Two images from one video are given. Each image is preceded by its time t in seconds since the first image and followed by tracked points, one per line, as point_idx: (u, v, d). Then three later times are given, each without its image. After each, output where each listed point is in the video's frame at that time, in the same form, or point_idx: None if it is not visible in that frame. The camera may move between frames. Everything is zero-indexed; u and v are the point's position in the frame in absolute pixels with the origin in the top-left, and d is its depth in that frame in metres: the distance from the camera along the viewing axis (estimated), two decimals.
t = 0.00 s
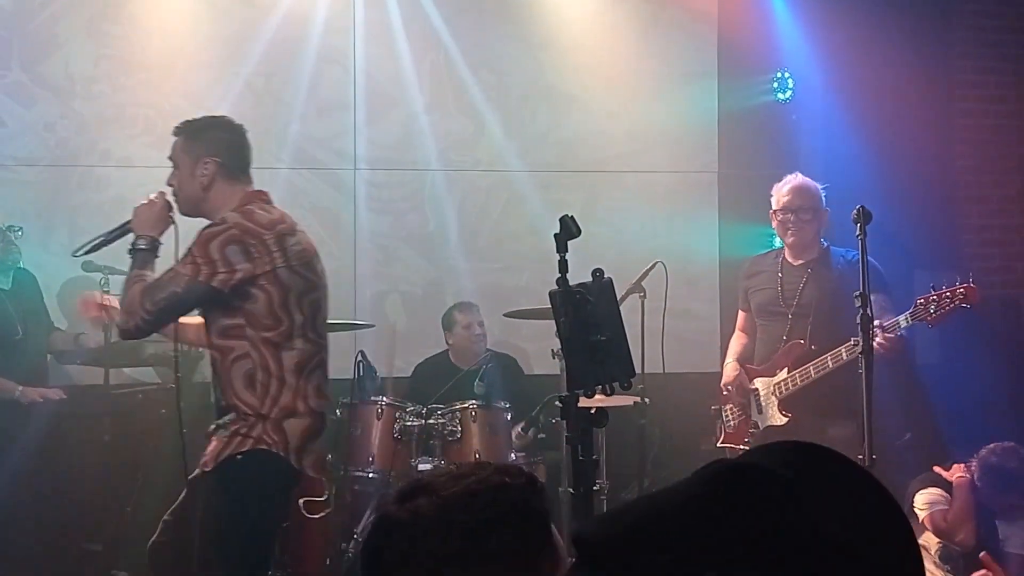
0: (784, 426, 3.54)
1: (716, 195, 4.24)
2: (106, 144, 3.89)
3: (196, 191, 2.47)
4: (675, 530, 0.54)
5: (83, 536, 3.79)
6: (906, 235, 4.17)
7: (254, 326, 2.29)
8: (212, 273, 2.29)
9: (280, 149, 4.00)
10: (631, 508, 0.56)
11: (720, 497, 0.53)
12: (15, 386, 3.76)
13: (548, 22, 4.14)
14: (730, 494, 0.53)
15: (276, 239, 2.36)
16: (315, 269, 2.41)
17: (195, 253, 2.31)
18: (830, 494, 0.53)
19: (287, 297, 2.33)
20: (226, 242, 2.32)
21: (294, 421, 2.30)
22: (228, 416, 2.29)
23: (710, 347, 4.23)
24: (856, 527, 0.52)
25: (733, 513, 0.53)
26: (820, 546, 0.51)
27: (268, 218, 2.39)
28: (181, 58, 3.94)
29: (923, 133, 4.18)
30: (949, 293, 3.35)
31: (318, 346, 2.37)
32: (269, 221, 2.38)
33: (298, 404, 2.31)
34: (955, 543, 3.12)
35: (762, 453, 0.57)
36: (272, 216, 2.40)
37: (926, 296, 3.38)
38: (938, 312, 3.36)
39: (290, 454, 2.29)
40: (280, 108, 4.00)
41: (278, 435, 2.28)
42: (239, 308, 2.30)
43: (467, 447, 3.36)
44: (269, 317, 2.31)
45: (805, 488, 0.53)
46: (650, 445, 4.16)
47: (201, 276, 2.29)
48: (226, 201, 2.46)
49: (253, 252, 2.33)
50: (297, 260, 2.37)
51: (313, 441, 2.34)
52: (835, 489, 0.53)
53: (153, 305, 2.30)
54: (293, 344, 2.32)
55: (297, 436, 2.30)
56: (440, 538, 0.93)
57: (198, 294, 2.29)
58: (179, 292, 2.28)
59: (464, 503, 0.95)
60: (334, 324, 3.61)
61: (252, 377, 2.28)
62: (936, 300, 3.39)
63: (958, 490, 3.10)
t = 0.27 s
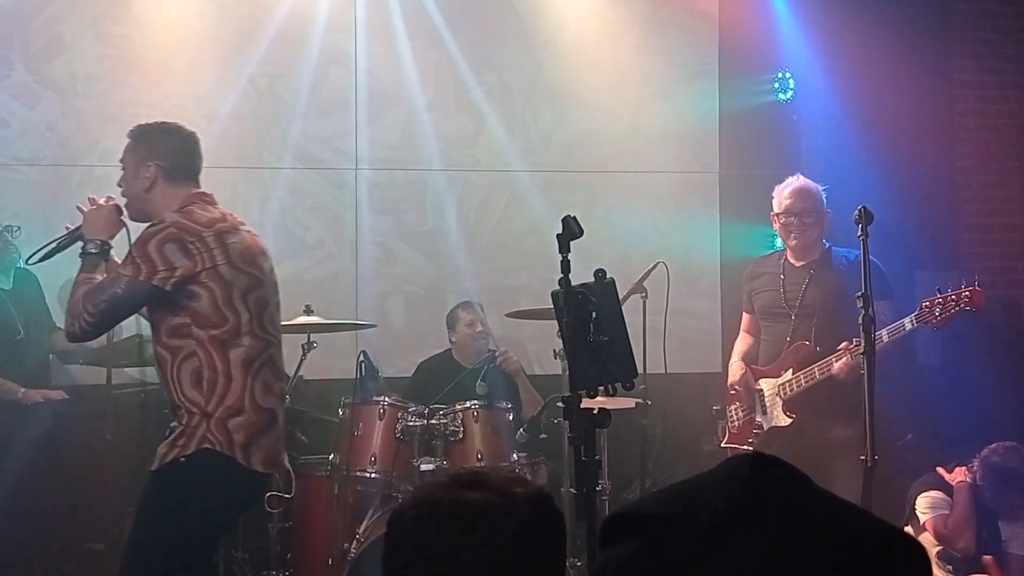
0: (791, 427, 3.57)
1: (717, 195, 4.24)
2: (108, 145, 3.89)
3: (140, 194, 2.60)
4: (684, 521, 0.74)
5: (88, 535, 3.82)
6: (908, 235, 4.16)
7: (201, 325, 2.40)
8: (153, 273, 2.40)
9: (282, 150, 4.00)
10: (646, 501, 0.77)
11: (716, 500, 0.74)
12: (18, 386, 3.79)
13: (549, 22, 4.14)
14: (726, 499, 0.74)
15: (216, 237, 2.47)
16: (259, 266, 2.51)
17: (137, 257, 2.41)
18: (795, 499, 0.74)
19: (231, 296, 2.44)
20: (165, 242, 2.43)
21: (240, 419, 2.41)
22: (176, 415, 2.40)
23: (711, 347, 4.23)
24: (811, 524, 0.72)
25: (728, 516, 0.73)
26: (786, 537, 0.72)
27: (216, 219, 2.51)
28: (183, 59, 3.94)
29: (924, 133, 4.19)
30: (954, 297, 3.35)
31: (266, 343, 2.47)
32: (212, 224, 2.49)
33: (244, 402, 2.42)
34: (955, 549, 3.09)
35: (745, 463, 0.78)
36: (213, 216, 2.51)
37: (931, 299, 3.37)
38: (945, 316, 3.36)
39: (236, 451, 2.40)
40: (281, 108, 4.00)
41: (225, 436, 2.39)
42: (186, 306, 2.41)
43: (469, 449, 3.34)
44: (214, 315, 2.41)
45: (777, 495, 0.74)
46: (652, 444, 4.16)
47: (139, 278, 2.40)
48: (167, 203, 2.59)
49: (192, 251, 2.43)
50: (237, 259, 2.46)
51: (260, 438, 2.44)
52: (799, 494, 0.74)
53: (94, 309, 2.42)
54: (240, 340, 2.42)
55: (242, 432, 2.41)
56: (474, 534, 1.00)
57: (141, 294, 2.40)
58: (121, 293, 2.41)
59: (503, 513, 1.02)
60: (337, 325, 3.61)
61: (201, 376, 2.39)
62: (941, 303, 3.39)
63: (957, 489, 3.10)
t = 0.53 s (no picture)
0: (794, 427, 3.56)
1: (721, 195, 4.23)
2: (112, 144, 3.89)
3: (91, 192, 2.85)
4: (706, 516, 0.80)
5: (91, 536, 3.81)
6: (911, 234, 4.17)
7: (155, 321, 2.59)
8: (101, 271, 2.60)
9: (286, 150, 4.01)
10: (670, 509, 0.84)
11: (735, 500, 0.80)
12: (21, 386, 3.79)
13: (552, 22, 4.15)
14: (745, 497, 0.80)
15: (164, 233, 2.67)
16: (211, 261, 2.71)
17: (87, 256, 2.61)
18: (811, 504, 0.79)
19: (182, 291, 2.63)
20: (113, 239, 2.63)
21: (199, 414, 2.62)
22: (136, 412, 2.61)
23: (714, 348, 4.23)
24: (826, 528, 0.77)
25: (745, 513, 0.79)
26: (808, 542, 0.76)
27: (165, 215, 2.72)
28: (187, 59, 3.95)
29: (927, 132, 4.21)
30: (956, 296, 3.34)
31: (222, 339, 2.66)
32: (161, 222, 2.68)
33: (202, 398, 2.63)
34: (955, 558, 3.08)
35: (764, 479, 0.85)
36: (160, 213, 2.71)
37: (933, 299, 3.37)
38: (946, 315, 3.36)
39: (197, 444, 2.62)
40: (285, 108, 4.00)
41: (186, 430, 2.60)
42: (138, 303, 2.60)
43: (472, 448, 3.33)
44: (165, 311, 2.60)
45: (794, 500, 0.79)
46: (654, 444, 4.17)
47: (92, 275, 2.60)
48: (116, 201, 2.83)
49: (138, 247, 2.63)
50: (187, 255, 2.66)
51: (222, 432, 2.66)
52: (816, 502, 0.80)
53: (48, 306, 2.66)
54: (195, 336, 2.61)
55: (201, 427, 2.62)
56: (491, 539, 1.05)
57: (93, 290, 2.61)
58: (73, 287, 2.64)
59: (512, 519, 1.08)
60: (340, 324, 3.62)
61: (157, 372, 2.58)
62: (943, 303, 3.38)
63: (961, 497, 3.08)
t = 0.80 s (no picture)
0: (801, 428, 3.57)
1: (729, 196, 4.23)
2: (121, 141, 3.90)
3: (71, 186, 2.67)
4: (732, 522, 0.76)
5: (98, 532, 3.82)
6: (921, 237, 4.14)
7: (120, 315, 2.48)
8: (67, 267, 2.48)
9: (294, 148, 4.02)
10: (683, 512, 0.82)
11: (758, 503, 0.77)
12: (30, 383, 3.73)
13: (561, 21, 4.15)
14: (771, 501, 0.76)
15: (129, 227, 2.53)
16: (181, 255, 2.58)
17: (53, 252, 2.49)
18: (840, 508, 0.76)
19: (146, 286, 2.51)
20: (76, 234, 2.50)
21: (168, 408, 2.51)
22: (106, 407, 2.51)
23: (721, 348, 4.23)
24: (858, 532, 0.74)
25: (772, 517, 0.75)
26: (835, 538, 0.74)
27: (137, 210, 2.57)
28: (196, 58, 3.95)
29: (937, 134, 4.16)
30: (966, 301, 3.34)
31: (190, 332, 2.55)
32: (128, 217, 2.54)
33: (169, 392, 2.51)
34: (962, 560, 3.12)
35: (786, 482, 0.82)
36: (127, 206, 2.57)
37: (943, 303, 3.36)
38: (956, 320, 3.35)
39: (167, 440, 2.50)
40: (294, 107, 4.01)
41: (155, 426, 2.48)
42: (103, 297, 2.50)
43: (480, 447, 3.35)
44: (130, 305, 2.49)
45: (822, 504, 0.76)
46: (661, 445, 4.17)
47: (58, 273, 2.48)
48: (92, 193, 2.66)
49: (101, 242, 2.50)
50: (152, 248, 2.53)
51: (193, 426, 2.54)
52: (845, 506, 0.76)
53: (26, 306, 2.52)
54: (160, 330, 2.50)
55: (170, 421, 2.50)
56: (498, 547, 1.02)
57: (61, 287, 2.49)
58: (43, 288, 2.50)
59: (518, 527, 1.05)
60: (348, 323, 3.62)
61: (121, 367, 2.48)
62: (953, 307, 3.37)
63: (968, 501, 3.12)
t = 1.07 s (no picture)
0: (814, 426, 3.56)
1: (743, 192, 4.22)
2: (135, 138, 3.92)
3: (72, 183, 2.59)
4: (738, 520, 0.80)
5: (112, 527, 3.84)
6: (937, 234, 4.09)
7: (116, 311, 2.41)
8: (67, 262, 2.39)
9: (307, 145, 4.02)
10: (693, 510, 0.84)
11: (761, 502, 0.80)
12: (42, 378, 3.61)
13: (574, 18, 4.14)
14: (774, 500, 0.80)
15: (130, 225, 2.45)
16: (179, 255, 2.52)
17: (54, 246, 2.41)
18: (841, 505, 0.80)
19: (145, 283, 2.44)
20: (77, 228, 2.42)
21: (156, 404, 2.43)
22: (92, 399, 2.42)
23: (734, 346, 4.21)
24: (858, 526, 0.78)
25: (776, 517, 0.79)
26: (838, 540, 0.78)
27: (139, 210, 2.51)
28: (210, 55, 3.96)
29: (954, 130, 4.10)
30: (982, 299, 3.31)
31: (183, 331, 2.48)
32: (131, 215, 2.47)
33: (159, 387, 2.43)
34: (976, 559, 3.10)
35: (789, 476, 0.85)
36: (130, 204, 2.50)
37: (959, 301, 3.33)
38: (971, 318, 3.33)
39: (153, 435, 2.41)
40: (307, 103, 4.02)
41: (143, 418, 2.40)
42: (100, 292, 2.42)
43: (491, 444, 3.34)
44: (128, 301, 2.42)
45: (825, 503, 0.79)
46: (673, 443, 4.16)
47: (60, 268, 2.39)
48: (94, 190, 2.58)
49: (103, 237, 2.42)
50: (152, 247, 2.46)
51: (179, 423, 2.46)
52: (847, 505, 0.80)
53: (27, 299, 2.40)
54: (154, 327, 2.43)
55: (158, 416, 2.42)
56: (513, 537, 1.02)
57: (60, 283, 2.39)
58: (43, 283, 2.39)
59: (532, 524, 1.04)
60: (360, 319, 3.62)
61: (114, 360, 2.40)
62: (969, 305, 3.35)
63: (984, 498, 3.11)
